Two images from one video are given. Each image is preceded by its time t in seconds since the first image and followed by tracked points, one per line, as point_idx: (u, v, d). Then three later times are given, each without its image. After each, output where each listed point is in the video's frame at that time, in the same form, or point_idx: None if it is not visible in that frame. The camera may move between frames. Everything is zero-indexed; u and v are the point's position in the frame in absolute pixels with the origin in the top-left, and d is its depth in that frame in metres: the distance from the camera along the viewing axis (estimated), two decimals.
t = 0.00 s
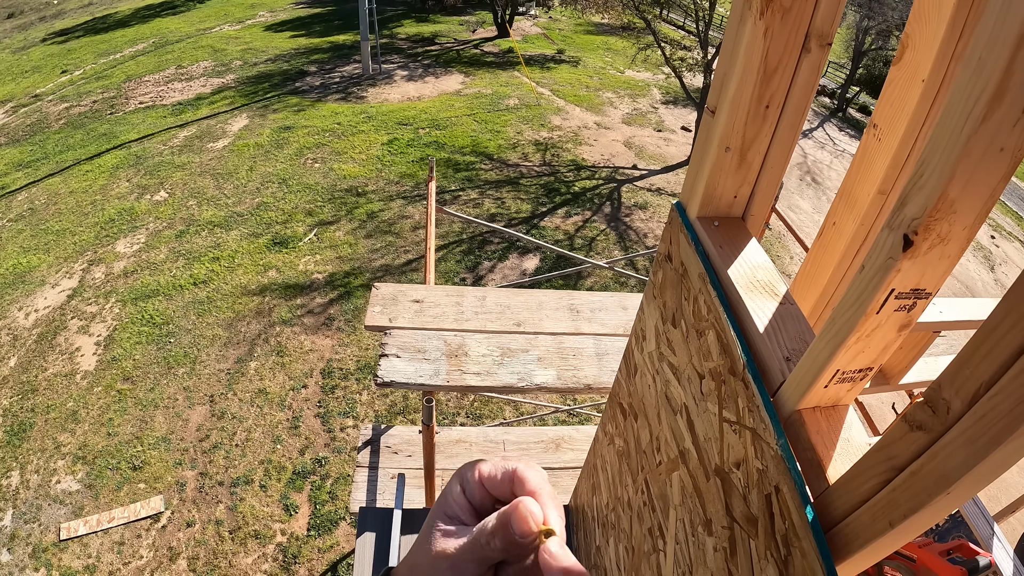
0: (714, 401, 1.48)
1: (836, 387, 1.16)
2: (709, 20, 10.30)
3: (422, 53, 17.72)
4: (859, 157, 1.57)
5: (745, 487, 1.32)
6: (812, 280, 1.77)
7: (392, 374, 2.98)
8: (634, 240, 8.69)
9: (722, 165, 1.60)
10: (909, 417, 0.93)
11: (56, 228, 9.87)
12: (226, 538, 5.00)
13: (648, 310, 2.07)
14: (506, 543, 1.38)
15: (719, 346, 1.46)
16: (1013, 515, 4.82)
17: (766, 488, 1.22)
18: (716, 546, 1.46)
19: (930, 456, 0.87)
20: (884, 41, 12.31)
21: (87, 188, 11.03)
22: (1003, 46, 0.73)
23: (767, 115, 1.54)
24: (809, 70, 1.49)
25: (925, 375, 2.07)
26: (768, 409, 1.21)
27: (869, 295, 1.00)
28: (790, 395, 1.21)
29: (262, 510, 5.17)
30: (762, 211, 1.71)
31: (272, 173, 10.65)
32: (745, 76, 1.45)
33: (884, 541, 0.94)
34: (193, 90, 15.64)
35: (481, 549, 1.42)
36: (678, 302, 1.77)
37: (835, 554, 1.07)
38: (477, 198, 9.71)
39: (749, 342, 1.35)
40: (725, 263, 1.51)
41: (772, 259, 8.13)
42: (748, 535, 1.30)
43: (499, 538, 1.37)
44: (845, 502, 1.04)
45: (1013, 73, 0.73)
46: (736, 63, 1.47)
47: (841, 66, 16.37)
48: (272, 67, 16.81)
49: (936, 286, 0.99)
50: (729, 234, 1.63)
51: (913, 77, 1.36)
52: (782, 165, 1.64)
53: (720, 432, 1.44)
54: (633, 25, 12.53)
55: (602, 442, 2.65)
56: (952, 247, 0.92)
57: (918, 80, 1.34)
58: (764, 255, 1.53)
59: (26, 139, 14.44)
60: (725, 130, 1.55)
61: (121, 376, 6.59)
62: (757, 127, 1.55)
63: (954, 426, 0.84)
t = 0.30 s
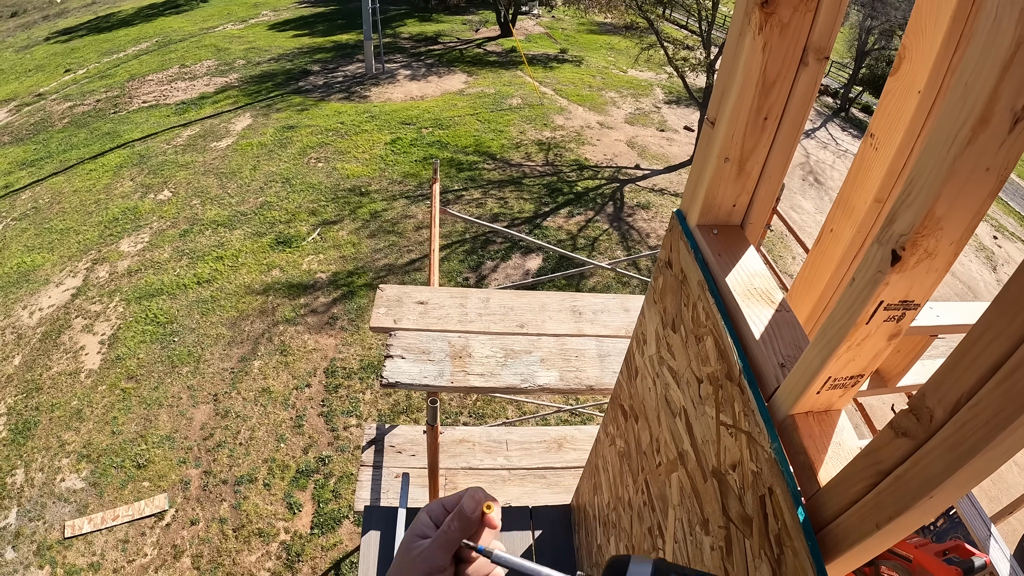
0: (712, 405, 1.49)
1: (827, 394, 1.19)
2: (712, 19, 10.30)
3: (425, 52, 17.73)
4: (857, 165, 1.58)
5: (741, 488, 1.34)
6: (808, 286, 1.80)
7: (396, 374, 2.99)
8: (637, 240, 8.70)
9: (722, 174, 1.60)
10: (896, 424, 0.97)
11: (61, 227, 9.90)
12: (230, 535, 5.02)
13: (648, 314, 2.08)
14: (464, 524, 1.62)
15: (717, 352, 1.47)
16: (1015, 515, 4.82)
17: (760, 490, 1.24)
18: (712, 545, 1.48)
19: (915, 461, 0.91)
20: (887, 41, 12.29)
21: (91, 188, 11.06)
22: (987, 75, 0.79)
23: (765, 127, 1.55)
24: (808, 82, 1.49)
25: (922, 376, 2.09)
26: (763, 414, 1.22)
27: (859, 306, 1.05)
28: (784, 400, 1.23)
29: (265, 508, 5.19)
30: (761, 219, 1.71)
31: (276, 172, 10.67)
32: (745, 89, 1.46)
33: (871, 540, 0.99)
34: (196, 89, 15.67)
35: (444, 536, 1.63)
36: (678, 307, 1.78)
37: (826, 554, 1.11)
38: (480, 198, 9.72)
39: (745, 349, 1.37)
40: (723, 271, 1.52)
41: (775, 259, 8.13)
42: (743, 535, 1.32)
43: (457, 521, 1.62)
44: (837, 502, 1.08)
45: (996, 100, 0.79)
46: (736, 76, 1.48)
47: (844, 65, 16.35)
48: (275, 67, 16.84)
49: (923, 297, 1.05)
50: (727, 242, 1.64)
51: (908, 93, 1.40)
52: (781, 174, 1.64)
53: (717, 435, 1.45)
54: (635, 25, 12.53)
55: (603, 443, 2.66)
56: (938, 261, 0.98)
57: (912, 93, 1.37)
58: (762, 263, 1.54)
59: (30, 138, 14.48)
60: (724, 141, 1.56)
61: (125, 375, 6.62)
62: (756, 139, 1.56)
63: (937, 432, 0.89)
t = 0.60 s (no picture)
0: (714, 405, 1.49)
1: (829, 394, 1.19)
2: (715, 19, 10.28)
3: (427, 51, 17.72)
4: (857, 167, 1.59)
5: (743, 487, 1.34)
6: (809, 287, 1.80)
7: (400, 374, 2.99)
8: (639, 239, 8.69)
9: (725, 176, 1.60)
10: (895, 424, 0.97)
11: (63, 226, 9.91)
12: (233, 534, 5.03)
13: (651, 314, 2.08)
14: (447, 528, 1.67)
15: (720, 351, 1.47)
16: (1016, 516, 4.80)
17: (763, 488, 1.24)
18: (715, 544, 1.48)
19: (913, 462, 0.91)
20: (890, 40, 12.27)
21: (93, 186, 11.08)
22: (987, 81, 0.79)
23: (768, 129, 1.54)
24: (810, 86, 1.49)
25: (924, 376, 2.09)
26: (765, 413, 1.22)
27: (860, 307, 1.05)
28: (786, 400, 1.23)
29: (268, 506, 5.20)
30: (764, 219, 1.71)
31: (278, 171, 10.68)
32: (747, 90, 1.46)
33: (871, 540, 0.99)
34: (198, 88, 15.68)
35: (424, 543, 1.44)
36: (681, 308, 1.78)
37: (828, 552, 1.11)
38: (483, 197, 9.72)
39: (748, 349, 1.37)
40: (725, 271, 1.52)
41: (777, 259, 8.11)
42: (744, 533, 1.32)
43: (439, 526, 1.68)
44: (837, 501, 1.08)
45: (995, 106, 0.79)
46: (738, 79, 1.47)
47: (847, 64, 16.31)
48: (277, 66, 16.85)
49: (924, 298, 1.04)
50: (730, 243, 1.63)
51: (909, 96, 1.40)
52: (785, 174, 1.63)
53: (719, 434, 1.45)
54: (638, 24, 12.51)
55: (605, 442, 2.66)
56: (939, 263, 0.98)
57: (914, 94, 1.35)
58: (764, 263, 1.54)
59: (33, 137, 14.50)
60: (727, 142, 1.55)
61: (128, 373, 6.63)
62: (758, 141, 1.56)
63: (935, 432, 0.88)
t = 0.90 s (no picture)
0: (715, 402, 1.49)
1: (829, 391, 1.19)
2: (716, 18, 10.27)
3: (428, 50, 17.70)
4: (857, 167, 1.59)
5: (744, 483, 1.34)
6: (809, 286, 1.79)
7: (402, 372, 2.99)
8: (641, 238, 8.68)
9: (725, 175, 1.60)
10: (893, 419, 0.98)
11: (65, 226, 9.92)
12: (235, 532, 5.04)
13: (652, 312, 2.08)
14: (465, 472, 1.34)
15: (720, 349, 1.47)
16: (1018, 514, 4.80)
17: (762, 484, 1.24)
18: (716, 539, 1.48)
19: (910, 457, 0.92)
20: (891, 38, 12.25)
21: (95, 186, 11.10)
22: (982, 81, 0.80)
23: (768, 129, 1.54)
24: (810, 86, 1.49)
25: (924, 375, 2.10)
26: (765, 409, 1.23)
27: (858, 305, 1.06)
28: (785, 397, 1.24)
29: (270, 505, 5.21)
30: (765, 219, 1.71)
31: (280, 170, 10.69)
32: (748, 92, 1.46)
33: (869, 534, 0.99)
34: (200, 88, 15.70)
35: (428, 495, 1.26)
36: (682, 306, 1.78)
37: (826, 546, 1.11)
38: (485, 196, 9.73)
39: (748, 346, 1.37)
40: (727, 269, 1.52)
41: (779, 258, 8.11)
42: (745, 529, 1.32)
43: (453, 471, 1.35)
44: (837, 497, 1.08)
45: (992, 106, 0.80)
46: (739, 80, 1.47)
47: (849, 63, 16.29)
48: (279, 65, 16.87)
49: (923, 297, 1.05)
50: (731, 242, 1.63)
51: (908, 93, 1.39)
52: (784, 174, 1.63)
53: (720, 431, 1.45)
54: (639, 23, 12.50)
55: (607, 439, 2.66)
56: (936, 263, 0.98)
57: (913, 94, 1.36)
58: (764, 261, 1.54)
59: (35, 137, 14.51)
60: (727, 143, 1.55)
61: (130, 372, 6.64)
62: (759, 141, 1.56)
63: (933, 428, 0.89)
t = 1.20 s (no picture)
0: (706, 397, 1.51)
1: (823, 384, 1.21)
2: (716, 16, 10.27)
3: (428, 48, 17.70)
4: (854, 157, 1.60)
5: (735, 480, 1.35)
6: (805, 279, 1.81)
7: (395, 368, 3.01)
8: (640, 236, 8.69)
9: (717, 164, 1.61)
10: (889, 413, 0.99)
11: (64, 224, 9.93)
12: (233, 531, 5.06)
13: (645, 306, 2.09)
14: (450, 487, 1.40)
15: (712, 342, 1.49)
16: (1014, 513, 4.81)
17: (754, 481, 1.25)
18: (707, 538, 1.50)
19: (908, 451, 0.92)
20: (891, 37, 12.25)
21: (94, 185, 11.11)
22: (978, 57, 0.80)
23: (760, 116, 1.55)
24: (802, 71, 1.50)
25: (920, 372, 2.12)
26: (756, 403, 1.24)
27: (853, 293, 1.07)
28: (779, 391, 1.25)
29: (268, 503, 5.23)
30: (758, 208, 1.72)
31: (279, 169, 10.69)
32: (739, 76, 1.47)
33: (865, 532, 1.00)
34: (199, 86, 15.70)
35: (412, 501, 1.26)
36: (674, 299, 1.79)
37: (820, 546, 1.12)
38: (484, 194, 9.74)
39: (740, 339, 1.39)
40: (717, 260, 1.53)
41: (778, 256, 8.12)
42: (737, 527, 1.33)
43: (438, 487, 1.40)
44: (831, 495, 1.09)
45: (988, 81, 0.80)
46: (730, 63, 1.48)
47: (849, 61, 16.30)
48: (278, 63, 16.86)
49: (919, 284, 1.06)
50: (724, 232, 1.65)
51: (905, 80, 1.39)
52: (778, 162, 1.64)
53: (712, 427, 1.47)
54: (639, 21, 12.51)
55: (601, 436, 2.67)
56: (933, 248, 0.99)
57: (911, 81, 1.36)
58: (756, 252, 1.56)
59: (34, 136, 14.51)
60: (719, 130, 1.57)
61: (129, 371, 6.66)
62: (750, 130, 1.58)
63: (932, 420, 0.89)
